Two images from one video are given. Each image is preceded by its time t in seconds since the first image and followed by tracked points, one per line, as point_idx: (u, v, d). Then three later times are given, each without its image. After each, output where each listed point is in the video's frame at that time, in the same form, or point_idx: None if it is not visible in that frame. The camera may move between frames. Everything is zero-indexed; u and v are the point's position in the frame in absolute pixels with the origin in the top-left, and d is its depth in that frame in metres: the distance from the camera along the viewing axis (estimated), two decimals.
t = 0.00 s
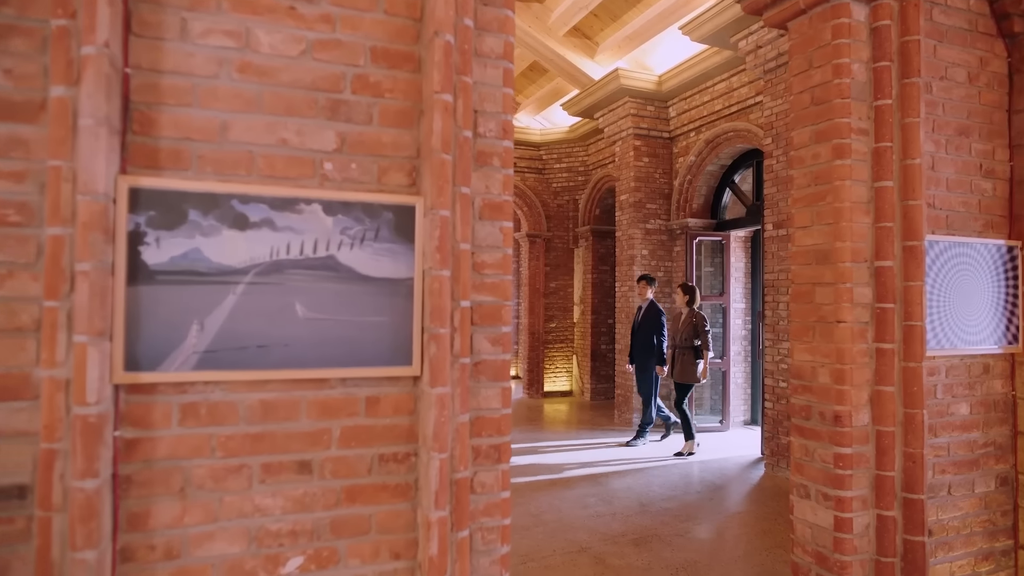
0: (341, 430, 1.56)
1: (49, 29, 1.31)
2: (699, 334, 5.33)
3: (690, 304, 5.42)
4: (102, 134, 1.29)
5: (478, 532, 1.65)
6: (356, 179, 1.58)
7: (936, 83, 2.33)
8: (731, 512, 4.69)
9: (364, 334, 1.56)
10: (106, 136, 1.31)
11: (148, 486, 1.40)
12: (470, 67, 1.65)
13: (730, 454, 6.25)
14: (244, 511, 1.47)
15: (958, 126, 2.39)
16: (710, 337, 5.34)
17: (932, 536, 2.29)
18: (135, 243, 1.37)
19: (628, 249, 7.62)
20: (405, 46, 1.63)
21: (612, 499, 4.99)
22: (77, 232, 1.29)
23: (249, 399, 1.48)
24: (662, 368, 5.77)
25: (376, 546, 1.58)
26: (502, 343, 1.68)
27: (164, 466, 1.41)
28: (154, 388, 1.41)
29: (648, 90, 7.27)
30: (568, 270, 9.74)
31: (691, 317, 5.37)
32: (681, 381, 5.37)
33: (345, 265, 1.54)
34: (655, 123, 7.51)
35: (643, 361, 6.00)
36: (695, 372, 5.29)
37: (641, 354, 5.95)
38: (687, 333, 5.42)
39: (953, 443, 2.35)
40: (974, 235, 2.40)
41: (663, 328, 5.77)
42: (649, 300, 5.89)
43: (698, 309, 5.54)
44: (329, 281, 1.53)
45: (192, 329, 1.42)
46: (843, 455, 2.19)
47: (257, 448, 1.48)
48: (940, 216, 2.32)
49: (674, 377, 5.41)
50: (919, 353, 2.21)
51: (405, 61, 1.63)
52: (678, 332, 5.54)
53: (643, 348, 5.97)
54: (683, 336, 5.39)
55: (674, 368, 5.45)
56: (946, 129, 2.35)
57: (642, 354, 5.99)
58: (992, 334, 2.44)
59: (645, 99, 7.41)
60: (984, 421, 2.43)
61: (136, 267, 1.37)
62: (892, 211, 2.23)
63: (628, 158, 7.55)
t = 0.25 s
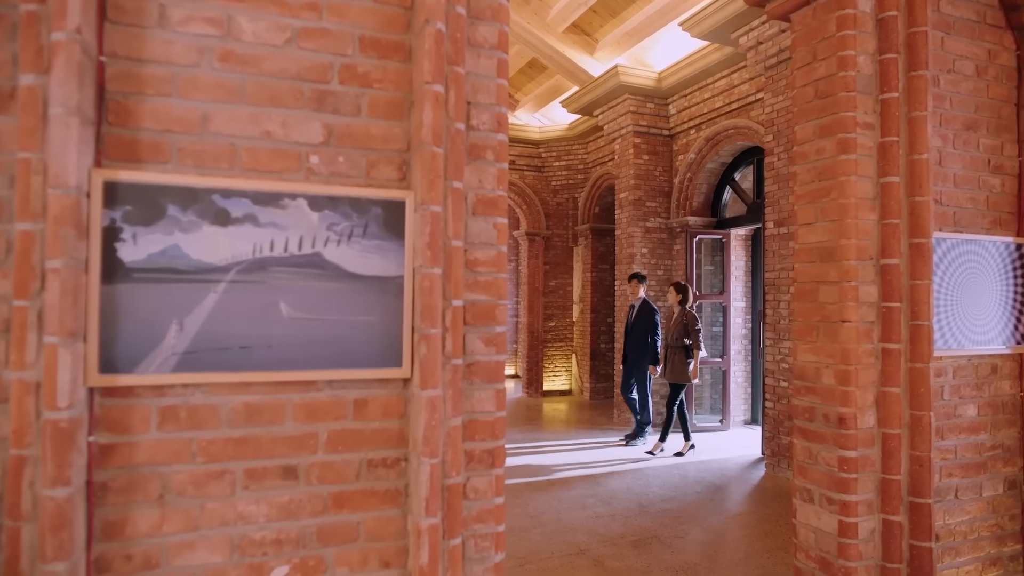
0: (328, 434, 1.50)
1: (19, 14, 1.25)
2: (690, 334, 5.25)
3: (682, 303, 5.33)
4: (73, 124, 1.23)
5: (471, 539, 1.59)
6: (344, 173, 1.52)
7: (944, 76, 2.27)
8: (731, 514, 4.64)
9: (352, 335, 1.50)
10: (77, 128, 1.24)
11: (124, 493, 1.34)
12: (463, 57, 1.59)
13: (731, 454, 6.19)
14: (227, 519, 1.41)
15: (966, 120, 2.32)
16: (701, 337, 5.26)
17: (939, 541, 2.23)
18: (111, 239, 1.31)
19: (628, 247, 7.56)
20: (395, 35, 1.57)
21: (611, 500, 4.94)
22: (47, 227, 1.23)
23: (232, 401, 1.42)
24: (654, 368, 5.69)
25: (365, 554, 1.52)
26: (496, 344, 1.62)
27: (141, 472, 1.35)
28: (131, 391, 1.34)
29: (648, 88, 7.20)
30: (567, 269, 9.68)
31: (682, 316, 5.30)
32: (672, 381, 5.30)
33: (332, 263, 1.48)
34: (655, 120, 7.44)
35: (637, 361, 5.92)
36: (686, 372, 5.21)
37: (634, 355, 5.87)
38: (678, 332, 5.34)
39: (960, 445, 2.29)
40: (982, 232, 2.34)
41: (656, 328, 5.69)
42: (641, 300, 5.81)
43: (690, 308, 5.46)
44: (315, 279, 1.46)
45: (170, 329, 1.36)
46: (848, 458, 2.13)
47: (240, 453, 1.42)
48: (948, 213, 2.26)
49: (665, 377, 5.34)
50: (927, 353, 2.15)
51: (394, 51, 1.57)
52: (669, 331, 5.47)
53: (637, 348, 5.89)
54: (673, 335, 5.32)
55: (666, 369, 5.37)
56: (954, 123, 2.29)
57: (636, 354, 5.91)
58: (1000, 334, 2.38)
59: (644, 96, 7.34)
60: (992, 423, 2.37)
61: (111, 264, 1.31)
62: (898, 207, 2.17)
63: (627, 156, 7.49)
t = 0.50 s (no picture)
0: (312, 439, 1.43)
1: None
2: (676, 335, 5.20)
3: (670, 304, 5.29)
4: (36, 113, 1.16)
5: (462, 549, 1.52)
6: (328, 166, 1.45)
7: (953, 68, 2.20)
8: (731, 515, 4.57)
9: (337, 335, 1.43)
10: (41, 117, 1.17)
11: (94, 503, 1.27)
12: (454, 45, 1.52)
13: (733, 454, 6.13)
14: (205, 530, 1.34)
15: (976, 113, 2.25)
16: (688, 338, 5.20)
17: (948, 548, 2.16)
18: (79, 234, 1.24)
19: (627, 246, 7.49)
20: (383, 22, 1.50)
21: (610, 501, 4.87)
22: (9, 222, 1.16)
23: (210, 405, 1.35)
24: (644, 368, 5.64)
25: (351, 565, 1.45)
26: (488, 345, 1.55)
27: (113, 480, 1.28)
28: (101, 395, 1.27)
29: (648, 85, 7.12)
30: (566, 267, 9.61)
31: (670, 317, 5.26)
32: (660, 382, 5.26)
33: (315, 260, 1.41)
34: (655, 118, 7.37)
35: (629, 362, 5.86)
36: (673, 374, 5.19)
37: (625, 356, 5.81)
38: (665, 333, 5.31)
39: (969, 448, 2.22)
40: (992, 229, 2.27)
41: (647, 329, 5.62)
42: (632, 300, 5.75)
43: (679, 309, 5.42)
44: (297, 276, 1.40)
45: (144, 329, 1.29)
46: (853, 462, 2.06)
47: (219, 460, 1.35)
48: (957, 209, 2.19)
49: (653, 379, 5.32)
50: (935, 354, 2.08)
51: (382, 38, 1.49)
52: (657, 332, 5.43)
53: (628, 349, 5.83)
54: (660, 336, 5.29)
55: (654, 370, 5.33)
56: (963, 116, 2.22)
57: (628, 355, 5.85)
58: (1010, 334, 2.32)
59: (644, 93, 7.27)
60: (1001, 426, 2.30)
61: (81, 260, 1.24)
62: (905, 203, 2.10)
63: (627, 153, 7.41)
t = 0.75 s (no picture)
0: (297, 444, 1.37)
1: None
2: (664, 335, 5.15)
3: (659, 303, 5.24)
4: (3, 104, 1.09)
5: (455, 558, 1.47)
6: (314, 160, 1.39)
7: (961, 61, 2.14)
8: (732, 518, 4.51)
9: (324, 336, 1.37)
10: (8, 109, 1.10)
11: (67, 513, 1.21)
12: (445, 35, 1.46)
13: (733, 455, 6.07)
14: (186, 539, 1.28)
15: (984, 108, 2.19)
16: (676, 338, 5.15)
17: (956, 554, 2.10)
18: (50, 230, 1.18)
19: (627, 245, 7.43)
20: (372, 10, 1.44)
21: (609, 503, 4.81)
22: None
23: (190, 409, 1.29)
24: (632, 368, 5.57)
25: None
26: (482, 346, 1.49)
27: (87, 489, 1.22)
28: (75, 399, 1.22)
29: (648, 83, 7.05)
30: (565, 267, 9.55)
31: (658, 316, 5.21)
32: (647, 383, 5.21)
33: (300, 258, 1.35)
34: (655, 116, 7.31)
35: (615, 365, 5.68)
36: (660, 374, 5.14)
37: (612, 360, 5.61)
38: (653, 332, 5.26)
39: (977, 452, 2.16)
40: (1000, 227, 2.21)
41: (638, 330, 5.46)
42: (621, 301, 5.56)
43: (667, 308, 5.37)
44: (281, 275, 1.34)
45: (119, 330, 1.23)
46: (858, 467, 2.00)
47: (199, 467, 1.29)
48: (965, 206, 2.14)
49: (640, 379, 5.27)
50: (944, 356, 2.02)
51: (370, 28, 1.44)
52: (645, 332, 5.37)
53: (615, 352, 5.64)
54: (648, 335, 5.24)
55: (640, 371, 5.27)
56: (971, 111, 2.16)
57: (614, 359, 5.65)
58: (1018, 334, 2.26)
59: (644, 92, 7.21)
60: (1010, 429, 2.24)
61: (52, 258, 1.19)
62: (912, 200, 2.04)
63: (627, 152, 7.35)
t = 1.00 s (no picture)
0: (281, 451, 1.31)
1: None
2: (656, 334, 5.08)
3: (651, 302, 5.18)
4: None
5: (446, 569, 1.41)
6: (298, 155, 1.33)
7: (968, 55, 2.09)
8: (732, 521, 4.45)
9: (308, 338, 1.32)
10: None
11: (38, 523, 1.15)
12: (436, 25, 1.40)
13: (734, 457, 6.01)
14: (164, 551, 1.23)
15: (992, 103, 2.14)
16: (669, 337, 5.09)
17: (964, 561, 2.04)
18: (19, 227, 1.13)
19: (626, 245, 7.37)
20: None
21: (608, 506, 4.75)
22: None
23: (168, 415, 1.23)
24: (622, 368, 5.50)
25: None
26: (474, 348, 1.43)
27: (58, 498, 1.16)
28: (46, 404, 1.16)
29: (647, 82, 6.99)
30: (565, 267, 9.49)
31: (651, 315, 5.14)
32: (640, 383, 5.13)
33: (283, 257, 1.29)
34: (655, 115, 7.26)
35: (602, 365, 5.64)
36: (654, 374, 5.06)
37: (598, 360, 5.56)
38: (645, 332, 5.18)
39: (985, 456, 2.11)
40: (1008, 225, 2.16)
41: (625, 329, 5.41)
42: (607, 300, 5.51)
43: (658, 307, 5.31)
44: (264, 274, 1.28)
45: (92, 332, 1.17)
46: (863, 471, 1.95)
47: (177, 475, 1.24)
48: (973, 204, 2.08)
49: (633, 379, 5.21)
50: (952, 358, 1.96)
51: (358, 17, 1.38)
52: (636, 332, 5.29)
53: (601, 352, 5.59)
54: (641, 335, 5.16)
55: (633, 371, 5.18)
56: (979, 106, 2.11)
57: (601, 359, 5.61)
58: None
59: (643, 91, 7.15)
60: (1018, 433, 2.18)
61: (20, 256, 1.13)
62: (918, 197, 1.98)
63: (626, 151, 7.30)
